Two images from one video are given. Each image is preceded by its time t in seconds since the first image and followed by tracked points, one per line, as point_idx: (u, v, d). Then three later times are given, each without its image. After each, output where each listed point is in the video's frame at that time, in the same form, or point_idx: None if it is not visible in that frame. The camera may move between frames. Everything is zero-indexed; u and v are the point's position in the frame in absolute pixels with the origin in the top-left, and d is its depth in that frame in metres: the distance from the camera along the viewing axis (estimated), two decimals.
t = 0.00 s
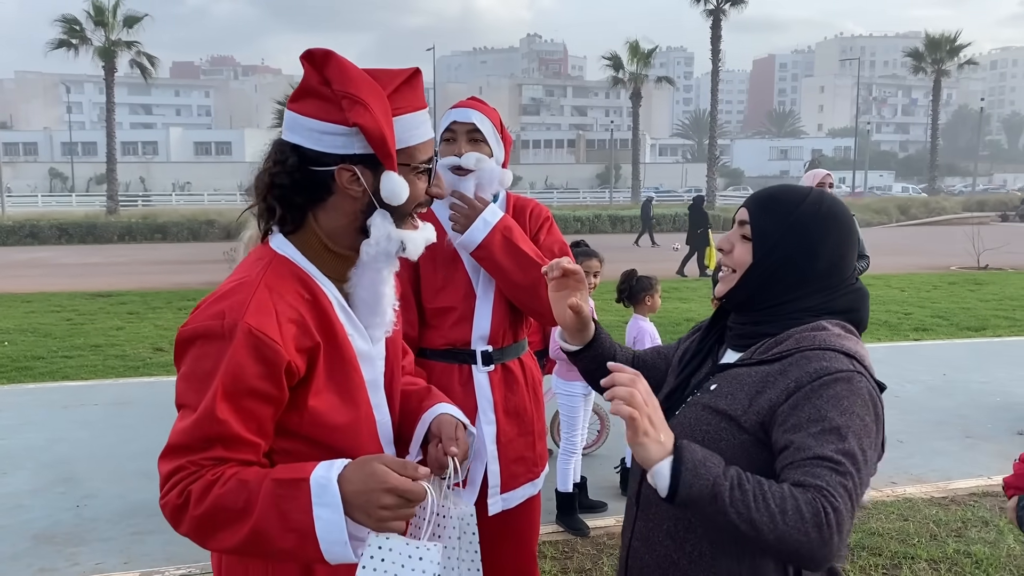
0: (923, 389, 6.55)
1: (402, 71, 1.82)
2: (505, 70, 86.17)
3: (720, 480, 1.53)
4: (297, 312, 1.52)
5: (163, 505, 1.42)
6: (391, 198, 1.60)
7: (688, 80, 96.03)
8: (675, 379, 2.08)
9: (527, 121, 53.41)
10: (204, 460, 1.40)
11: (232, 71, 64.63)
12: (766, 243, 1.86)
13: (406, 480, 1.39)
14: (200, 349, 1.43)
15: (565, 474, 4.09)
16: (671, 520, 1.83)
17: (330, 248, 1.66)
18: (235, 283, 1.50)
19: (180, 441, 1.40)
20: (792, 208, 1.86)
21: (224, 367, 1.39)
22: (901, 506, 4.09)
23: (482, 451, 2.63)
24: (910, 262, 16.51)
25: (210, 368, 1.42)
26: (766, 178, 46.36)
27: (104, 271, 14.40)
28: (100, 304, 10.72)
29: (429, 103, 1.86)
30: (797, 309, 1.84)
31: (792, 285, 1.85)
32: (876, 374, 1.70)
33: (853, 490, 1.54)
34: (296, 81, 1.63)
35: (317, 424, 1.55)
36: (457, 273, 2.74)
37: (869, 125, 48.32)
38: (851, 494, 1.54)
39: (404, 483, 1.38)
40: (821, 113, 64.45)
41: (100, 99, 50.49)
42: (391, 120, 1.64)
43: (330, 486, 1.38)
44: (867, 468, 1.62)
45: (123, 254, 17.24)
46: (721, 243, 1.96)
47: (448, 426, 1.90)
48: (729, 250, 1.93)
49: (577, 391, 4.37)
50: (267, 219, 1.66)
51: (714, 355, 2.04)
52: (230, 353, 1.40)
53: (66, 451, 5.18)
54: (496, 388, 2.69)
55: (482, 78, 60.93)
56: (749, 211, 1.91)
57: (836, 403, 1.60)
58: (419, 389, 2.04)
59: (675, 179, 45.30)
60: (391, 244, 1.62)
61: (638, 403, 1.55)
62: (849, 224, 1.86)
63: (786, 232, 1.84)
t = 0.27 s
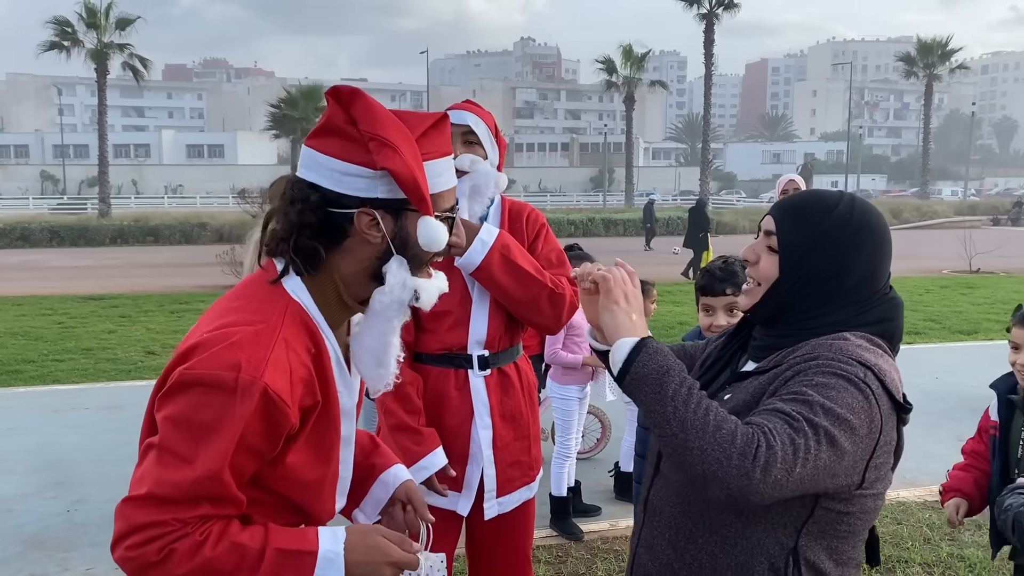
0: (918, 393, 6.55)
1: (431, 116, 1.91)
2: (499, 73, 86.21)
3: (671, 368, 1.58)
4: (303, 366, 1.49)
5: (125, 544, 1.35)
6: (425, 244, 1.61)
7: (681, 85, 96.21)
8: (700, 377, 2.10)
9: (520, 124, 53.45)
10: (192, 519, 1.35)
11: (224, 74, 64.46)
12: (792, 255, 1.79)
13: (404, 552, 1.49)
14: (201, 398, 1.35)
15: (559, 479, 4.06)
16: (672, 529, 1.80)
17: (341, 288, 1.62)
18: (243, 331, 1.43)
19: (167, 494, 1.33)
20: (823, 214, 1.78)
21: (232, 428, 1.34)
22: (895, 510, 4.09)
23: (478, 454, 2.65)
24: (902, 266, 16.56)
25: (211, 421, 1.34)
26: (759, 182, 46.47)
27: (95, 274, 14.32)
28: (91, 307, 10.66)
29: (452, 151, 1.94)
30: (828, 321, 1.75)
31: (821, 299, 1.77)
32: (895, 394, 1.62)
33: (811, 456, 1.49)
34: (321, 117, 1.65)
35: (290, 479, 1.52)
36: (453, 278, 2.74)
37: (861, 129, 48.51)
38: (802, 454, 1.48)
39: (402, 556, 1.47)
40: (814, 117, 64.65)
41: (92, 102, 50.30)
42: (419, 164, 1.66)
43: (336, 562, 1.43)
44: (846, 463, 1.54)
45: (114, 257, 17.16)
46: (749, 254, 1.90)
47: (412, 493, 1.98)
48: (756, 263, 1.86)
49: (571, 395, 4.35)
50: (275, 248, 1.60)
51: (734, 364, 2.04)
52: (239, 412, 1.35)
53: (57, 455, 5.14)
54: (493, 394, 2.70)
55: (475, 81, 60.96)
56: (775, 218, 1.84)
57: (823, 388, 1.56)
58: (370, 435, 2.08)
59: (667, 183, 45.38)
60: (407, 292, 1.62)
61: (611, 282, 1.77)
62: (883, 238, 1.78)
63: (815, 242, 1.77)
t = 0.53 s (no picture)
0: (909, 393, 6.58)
1: (389, 101, 1.91)
2: (491, 74, 86.21)
3: (670, 408, 1.55)
4: (267, 349, 1.51)
5: (102, 549, 1.36)
6: (372, 225, 1.64)
7: (673, 86, 96.41)
8: (700, 383, 2.10)
9: (513, 125, 53.44)
10: (168, 515, 1.35)
11: (216, 74, 64.28)
12: (793, 259, 1.80)
13: (389, 515, 1.53)
14: (163, 386, 1.35)
15: (552, 479, 4.07)
16: (668, 535, 1.81)
17: (299, 274, 1.64)
18: (202, 316, 1.44)
19: (139, 492, 1.33)
20: (826, 218, 1.79)
21: (199, 415, 1.35)
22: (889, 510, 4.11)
23: (471, 453, 2.69)
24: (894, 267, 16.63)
25: (176, 411, 1.35)
26: (750, 184, 46.59)
27: (86, 275, 14.26)
28: (82, 308, 10.61)
29: (412, 135, 1.95)
30: (831, 325, 1.77)
31: (825, 303, 1.78)
32: (897, 404, 1.63)
33: (806, 492, 1.49)
34: (275, 95, 1.67)
35: (261, 465, 1.54)
36: (444, 279, 2.79)
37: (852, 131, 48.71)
38: (796, 494, 1.49)
39: (387, 520, 1.52)
40: (805, 118, 64.84)
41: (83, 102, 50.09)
42: (371, 144, 1.68)
43: (322, 535, 1.46)
44: (845, 486, 1.55)
45: (105, 258, 17.09)
46: (750, 257, 1.91)
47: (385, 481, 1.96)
48: (757, 265, 1.88)
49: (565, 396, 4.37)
50: (232, 236, 1.60)
51: (735, 368, 2.05)
52: (204, 398, 1.36)
53: (47, 456, 5.12)
54: (486, 395, 2.73)
55: (467, 82, 60.91)
56: (776, 223, 1.85)
57: (823, 413, 1.55)
58: (337, 430, 2.07)
59: (660, 184, 45.47)
60: (363, 272, 1.64)
61: (599, 308, 1.71)
62: (886, 239, 1.79)
63: (816, 248, 1.78)
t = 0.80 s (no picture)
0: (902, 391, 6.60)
1: (362, 102, 1.91)
2: (482, 73, 86.10)
3: (670, 415, 1.50)
4: (252, 346, 1.54)
5: (86, 535, 1.37)
6: (335, 225, 1.63)
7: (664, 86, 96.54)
8: (692, 379, 2.08)
9: (504, 125, 53.37)
10: (153, 505, 1.38)
11: (205, 73, 64.01)
12: (783, 255, 1.76)
13: (364, 510, 1.59)
14: (154, 379, 1.37)
15: (545, 478, 4.03)
16: (662, 531, 1.78)
17: (283, 275, 1.67)
18: (193, 314, 1.46)
19: (128, 482, 1.35)
20: (815, 212, 1.75)
21: (189, 409, 1.38)
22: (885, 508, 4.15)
23: (465, 451, 2.69)
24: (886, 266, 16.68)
25: (165, 405, 1.37)
26: (742, 183, 46.70)
27: (74, 274, 14.14)
28: (71, 307, 10.51)
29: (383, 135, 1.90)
30: (821, 319, 1.73)
31: (814, 297, 1.74)
32: (886, 397, 1.60)
33: (800, 495, 1.46)
34: (248, 100, 1.68)
35: (242, 460, 1.58)
36: (438, 276, 2.77)
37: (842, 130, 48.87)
38: (792, 498, 1.46)
39: (363, 514, 1.58)
40: (796, 118, 65.03)
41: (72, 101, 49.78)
42: (337, 144, 1.67)
43: (299, 528, 1.50)
44: (839, 482, 1.51)
45: (94, 257, 16.96)
46: (738, 253, 1.88)
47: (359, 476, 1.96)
48: (744, 262, 1.84)
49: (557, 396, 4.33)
50: (214, 236, 1.62)
51: (726, 364, 2.02)
52: (194, 393, 1.38)
53: (35, 457, 5.06)
54: (480, 393, 2.74)
55: (458, 81, 60.79)
56: (764, 218, 1.82)
57: (815, 411, 1.52)
58: (308, 423, 2.07)
59: (651, 184, 45.51)
60: (336, 270, 1.65)
61: (590, 323, 1.68)
62: (870, 235, 1.75)
63: (804, 242, 1.74)
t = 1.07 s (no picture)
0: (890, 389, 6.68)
1: (344, 102, 2.00)
2: (475, 72, 86.02)
3: (646, 419, 1.60)
4: (236, 338, 1.62)
5: (71, 523, 1.42)
6: (313, 219, 1.73)
7: (657, 85, 96.58)
8: (672, 377, 2.17)
9: (497, 124, 53.31)
10: (137, 494, 1.44)
11: (196, 72, 63.73)
12: (756, 250, 1.85)
13: (343, 503, 1.68)
14: (139, 368, 1.44)
15: (537, 477, 4.06)
16: (643, 526, 1.85)
17: (263, 268, 1.77)
18: (177, 306, 1.53)
19: (112, 469, 1.41)
20: (789, 210, 1.85)
21: (174, 398, 1.45)
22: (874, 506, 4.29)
23: (459, 448, 2.74)
24: (877, 264, 16.78)
25: (151, 393, 1.44)
26: (734, 182, 46.81)
27: (64, 274, 14.09)
28: (61, 307, 10.49)
29: (361, 136, 2.01)
30: (794, 316, 1.83)
31: (788, 294, 1.84)
32: (862, 390, 1.69)
33: (778, 492, 1.53)
34: (233, 97, 1.79)
35: (221, 451, 1.65)
36: (431, 277, 2.80)
37: (834, 130, 49.06)
38: (770, 497, 1.53)
39: (343, 508, 1.66)
40: (788, 117, 65.16)
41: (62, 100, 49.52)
42: (316, 141, 1.79)
43: (281, 519, 1.58)
44: (816, 476, 1.59)
45: (84, 257, 16.89)
46: (714, 249, 1.96)
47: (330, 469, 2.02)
48: (721, 259, 1.93)
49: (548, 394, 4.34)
50: (194, 227, 1.70)
51: (707, 361, 2.11)
52: (180, 380, 1.46)
53: (27, 456, 5.06)
54: (473, 390, 2.78)
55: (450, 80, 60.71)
56: (739, 216, 1.90)
57: (791, 409, 1.60)
58: (282, 421, 2.11)
59: (644, 182, 45.59)
60: (313, 265, 1.75)
61: (570, 334, 1.77)
62: (847, 231, 1.85)
63: (775, 242, 1.84)
